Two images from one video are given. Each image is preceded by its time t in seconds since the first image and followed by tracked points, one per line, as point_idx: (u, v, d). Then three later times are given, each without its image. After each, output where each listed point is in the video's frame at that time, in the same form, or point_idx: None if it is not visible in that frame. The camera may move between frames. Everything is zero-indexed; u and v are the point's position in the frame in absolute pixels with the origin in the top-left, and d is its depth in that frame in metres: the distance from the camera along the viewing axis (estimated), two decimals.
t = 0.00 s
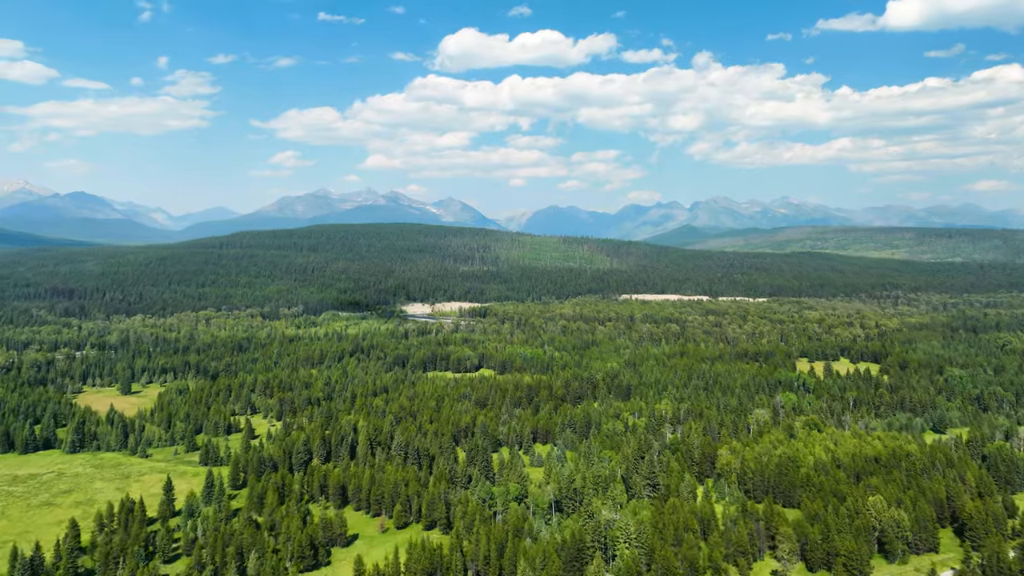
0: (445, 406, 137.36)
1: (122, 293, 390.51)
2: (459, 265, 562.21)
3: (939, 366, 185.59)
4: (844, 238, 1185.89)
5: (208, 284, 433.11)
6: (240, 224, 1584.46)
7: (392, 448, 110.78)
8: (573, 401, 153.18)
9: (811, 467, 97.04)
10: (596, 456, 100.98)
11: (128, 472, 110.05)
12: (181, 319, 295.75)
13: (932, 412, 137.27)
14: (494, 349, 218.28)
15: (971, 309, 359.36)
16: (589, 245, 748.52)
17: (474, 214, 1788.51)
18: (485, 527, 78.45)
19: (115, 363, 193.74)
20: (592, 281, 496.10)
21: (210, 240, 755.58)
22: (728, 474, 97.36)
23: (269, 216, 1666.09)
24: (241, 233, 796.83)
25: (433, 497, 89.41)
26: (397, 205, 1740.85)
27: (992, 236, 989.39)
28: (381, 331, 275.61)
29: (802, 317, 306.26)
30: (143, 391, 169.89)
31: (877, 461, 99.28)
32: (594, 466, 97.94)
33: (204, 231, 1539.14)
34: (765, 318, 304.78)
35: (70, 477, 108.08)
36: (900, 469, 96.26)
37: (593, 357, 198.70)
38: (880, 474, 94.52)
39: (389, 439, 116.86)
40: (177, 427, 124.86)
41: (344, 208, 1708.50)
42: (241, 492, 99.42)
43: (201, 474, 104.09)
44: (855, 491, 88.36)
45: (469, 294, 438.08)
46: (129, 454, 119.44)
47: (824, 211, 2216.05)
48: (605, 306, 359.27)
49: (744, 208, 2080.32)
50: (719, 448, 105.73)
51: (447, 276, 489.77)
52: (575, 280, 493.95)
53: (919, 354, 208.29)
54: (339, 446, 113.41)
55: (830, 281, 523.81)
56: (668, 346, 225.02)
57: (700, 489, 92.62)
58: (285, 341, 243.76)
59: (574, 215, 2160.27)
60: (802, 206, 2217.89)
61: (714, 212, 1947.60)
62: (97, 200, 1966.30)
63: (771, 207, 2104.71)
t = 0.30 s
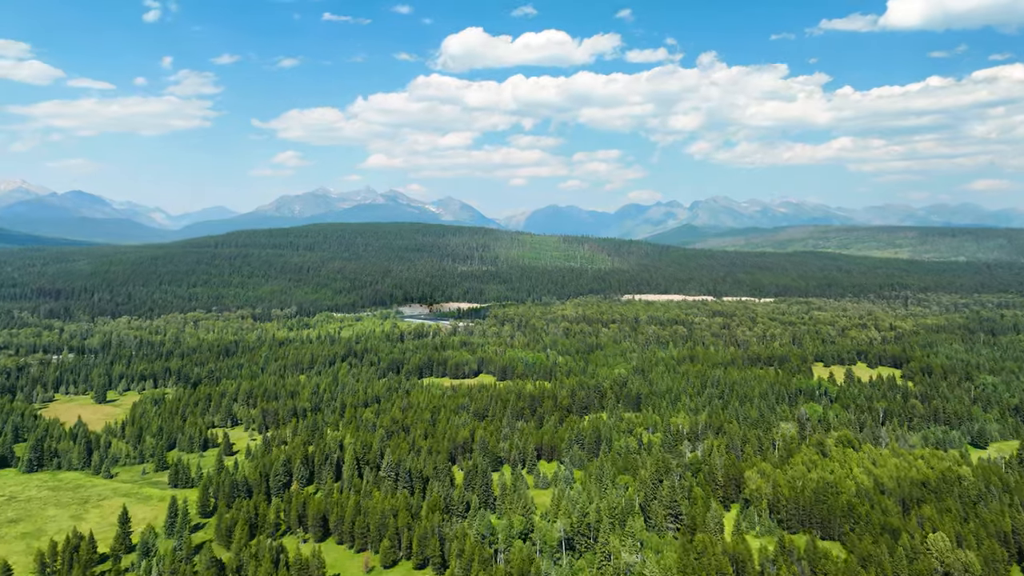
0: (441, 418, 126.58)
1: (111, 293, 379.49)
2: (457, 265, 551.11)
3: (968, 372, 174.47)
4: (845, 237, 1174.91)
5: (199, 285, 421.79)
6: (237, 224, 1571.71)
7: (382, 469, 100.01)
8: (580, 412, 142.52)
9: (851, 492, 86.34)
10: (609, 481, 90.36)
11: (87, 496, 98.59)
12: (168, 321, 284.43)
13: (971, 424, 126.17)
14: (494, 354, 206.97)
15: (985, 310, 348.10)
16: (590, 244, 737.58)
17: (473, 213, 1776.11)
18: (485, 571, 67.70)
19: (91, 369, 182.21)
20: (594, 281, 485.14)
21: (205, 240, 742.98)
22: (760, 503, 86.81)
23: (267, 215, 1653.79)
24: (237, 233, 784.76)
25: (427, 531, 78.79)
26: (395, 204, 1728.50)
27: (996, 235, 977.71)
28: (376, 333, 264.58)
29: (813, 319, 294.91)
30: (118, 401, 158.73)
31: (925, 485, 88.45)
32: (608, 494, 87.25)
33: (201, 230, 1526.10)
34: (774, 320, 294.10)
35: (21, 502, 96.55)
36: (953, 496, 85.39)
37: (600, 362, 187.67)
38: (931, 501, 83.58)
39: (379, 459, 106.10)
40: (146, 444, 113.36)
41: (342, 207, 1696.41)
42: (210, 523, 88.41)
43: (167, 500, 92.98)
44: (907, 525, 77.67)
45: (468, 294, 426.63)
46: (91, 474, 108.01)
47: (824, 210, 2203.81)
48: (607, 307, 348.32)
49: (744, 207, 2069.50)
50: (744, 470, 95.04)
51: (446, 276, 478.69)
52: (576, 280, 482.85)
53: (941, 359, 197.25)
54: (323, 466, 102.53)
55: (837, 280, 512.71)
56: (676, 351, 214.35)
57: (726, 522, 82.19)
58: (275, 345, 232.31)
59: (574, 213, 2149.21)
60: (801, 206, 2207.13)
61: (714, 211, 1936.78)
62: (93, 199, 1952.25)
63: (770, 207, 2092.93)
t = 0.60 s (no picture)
0: (439, 432, 117.26)
1: (102, 294, 370.21)
2: (457, 265, 541.55)
3: (997, 379, 164.47)
4: (849, 237, 1163.56)
5: (193, 285, 412.58)
6: (236, 224, 1563.04)
7: (373, 492, 90.82)
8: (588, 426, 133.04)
9: (898, 523, 76.89)
10: (626, 509, 81.09)
11: (45, 523, 89.11)
12: (158, 324, 274.90)
13: (1012, 438, 116.66)
14: (495, 359, 197.16)
15: (1000, 312, 337.77)
16: (592, 244, 727.62)
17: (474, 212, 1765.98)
18: None
19: (70, 375, 172.71)
20: (596, 281, 475.39)
21: (202, 239, 733.80)
22: (794, 536, 77.54)
23: (266, 215, 1644.60)
24: (234, 233, 774.63)
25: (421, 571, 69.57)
26: (395, 203, 1718.76)
27: (1003, 235, 965.96)
28: (372, 336, 254.89)
29: (825, 321, 284.55)
30: (96, 410, 149.25)
31: (980, 513, 78.86)
32: (623, 526, 77.97)
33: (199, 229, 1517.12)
34: (785, 322, 284.20)
35: None
36: (1014, 527, 75.73)
37: (607, 368, 178.13)
38: (991, 535, 73.94)
39: (370, 480, 96.91)
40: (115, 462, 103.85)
41: (342, 207, 1687.10)
42: (180, 556, 79.17)
43: (131, 529, 83.61)
44: (967, 565, 68.27)
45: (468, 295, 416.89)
46: (53, 496, 98.47)
47: (826, 210, 2189.22)
48: (611, 308, 338.35)
49: (746, 207, 2058.21)
50: (774, 495, 85.77)
51: (445, 277, 468.95)
52: (578, 280, 473.03)
53: (966, 364, 187.31)
54: (307, 489, 93.17)
55: (845, 281, 502.34)
56: (685, 356, 204.66)
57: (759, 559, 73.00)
58: (266, 349, 222.65)
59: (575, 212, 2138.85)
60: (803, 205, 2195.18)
61: (715, 211, 1926.04)
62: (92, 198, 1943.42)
63: (772, 206, 2081.55)
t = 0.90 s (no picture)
0: (436, 451, 106.42)
1: (90, 296, 359.28)
2: (457, 266, 530.97)
3: None
4: (853, 237, 1152.47)
5: (186, 286, 401.60)
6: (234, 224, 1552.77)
7: (357, 525, 80.14)
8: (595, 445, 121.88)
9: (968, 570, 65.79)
10: (649, 552, 70.15)
11: None
12: (146, 327, 264.03)
13: None
14: (495, 366, 185.98)
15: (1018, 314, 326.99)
16: (594, 244, 717.25)
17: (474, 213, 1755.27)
18: None
19: (42, 384, 161.66)
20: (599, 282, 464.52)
21: (198, 239, 723.27)
22: None
23: (265, 216, 1634.00)
24: (231, 233, 763.25)
25: None
26: (395, 203, 1708.10)
27: (1009, 235, 954.94)
28: (368, 341, 244.07)
29: (839, 325, 273.45)
30: (65, 422, 138.53)
31: None
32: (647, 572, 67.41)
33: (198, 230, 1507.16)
34: (797, 325, 273.40)
35: None
36: None
37: (615, 377, 167.12)
38: None
39: (357, 510, 86.19)
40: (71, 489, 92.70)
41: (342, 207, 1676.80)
42: None
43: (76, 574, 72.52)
44: None
45: (468, 297, 405.69)
46: None
47: (827, 210, 2178.86)
48: (616, 311, 327.44)
49: (747, 207, 2047.97)
50: (819, 532, 75.34)
51: (444, 278, 457.99)
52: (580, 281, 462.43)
53: (996, 372, 176.33)
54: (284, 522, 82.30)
55: (853, 282, 491.43)
56: (697, 362, 193.84)
57: None
58: (255, 354, 211.79)
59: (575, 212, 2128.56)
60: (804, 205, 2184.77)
61: (717, 211, 1915.71)
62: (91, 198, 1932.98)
63: (773, 206, 2071.16)
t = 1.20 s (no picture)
0: (431, 474, 95.54)
1: (77, 297, 348.39)
2: (456, 266, 520.16)
3: None
4: (857, 237, 1141.80)
5: (177, 287, 390.63)
6: (232, 224, 1540.98)
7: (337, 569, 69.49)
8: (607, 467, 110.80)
9: None
10: None
11: None
12: (131, 331, 253.23)
13: None
14: (496, 373, 175.05)
15: None
16: (596, 244, 706.68)
17: (473, 212, 1744.40)
18: None
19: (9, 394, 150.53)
20: (602, 283, 453.77)
21: (194, 239, 711.93)
22: None
23: (263, 216, 1622.27)
24: (226, 233, 751.95)
25: None
26: (393, 203, 1697.44)
27: (1014, 235, 944.17)
28: (362, 345, 233.13)
29: (854, 329, 262.46)
30: (28, 438, 127.64)
31: None
32: None
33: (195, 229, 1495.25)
34: (810, 329, 262.75)
35: None
36: None
37: (625, 386, 156.22)
38: None
39: (338, 548, 75.62)
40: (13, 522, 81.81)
41: (340, 207, 1665.57)
42: None
43: None
44: None
45: (467, 298, 395.08)
46: None
47: (828, 210, 2169.54)
48: (620, 313, 316.90)
49: (748, 207, 2038.17)
50: None
51: (443, 278, 447.03)
52: (582, 282, 451.82)
53: None
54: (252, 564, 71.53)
55: (860, 283, 480.87)
56: (709, 370, 183.05)
57: None
58: (242, 360, 200.66)
59: (575, 212, 2117.00)
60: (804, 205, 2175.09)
61: (717, 211, 1905.46)
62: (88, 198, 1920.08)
63: (773, 206, 2060.42)
